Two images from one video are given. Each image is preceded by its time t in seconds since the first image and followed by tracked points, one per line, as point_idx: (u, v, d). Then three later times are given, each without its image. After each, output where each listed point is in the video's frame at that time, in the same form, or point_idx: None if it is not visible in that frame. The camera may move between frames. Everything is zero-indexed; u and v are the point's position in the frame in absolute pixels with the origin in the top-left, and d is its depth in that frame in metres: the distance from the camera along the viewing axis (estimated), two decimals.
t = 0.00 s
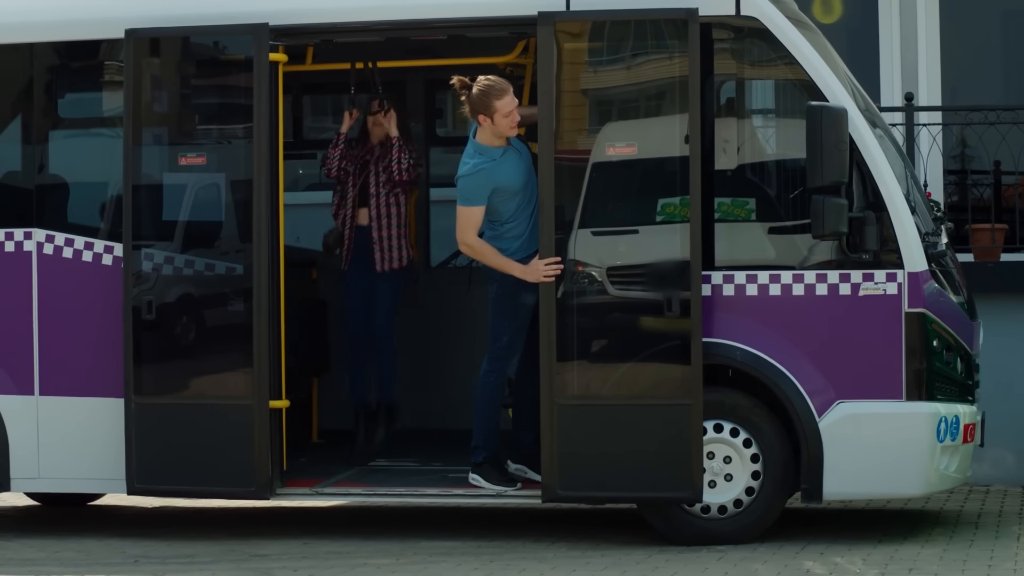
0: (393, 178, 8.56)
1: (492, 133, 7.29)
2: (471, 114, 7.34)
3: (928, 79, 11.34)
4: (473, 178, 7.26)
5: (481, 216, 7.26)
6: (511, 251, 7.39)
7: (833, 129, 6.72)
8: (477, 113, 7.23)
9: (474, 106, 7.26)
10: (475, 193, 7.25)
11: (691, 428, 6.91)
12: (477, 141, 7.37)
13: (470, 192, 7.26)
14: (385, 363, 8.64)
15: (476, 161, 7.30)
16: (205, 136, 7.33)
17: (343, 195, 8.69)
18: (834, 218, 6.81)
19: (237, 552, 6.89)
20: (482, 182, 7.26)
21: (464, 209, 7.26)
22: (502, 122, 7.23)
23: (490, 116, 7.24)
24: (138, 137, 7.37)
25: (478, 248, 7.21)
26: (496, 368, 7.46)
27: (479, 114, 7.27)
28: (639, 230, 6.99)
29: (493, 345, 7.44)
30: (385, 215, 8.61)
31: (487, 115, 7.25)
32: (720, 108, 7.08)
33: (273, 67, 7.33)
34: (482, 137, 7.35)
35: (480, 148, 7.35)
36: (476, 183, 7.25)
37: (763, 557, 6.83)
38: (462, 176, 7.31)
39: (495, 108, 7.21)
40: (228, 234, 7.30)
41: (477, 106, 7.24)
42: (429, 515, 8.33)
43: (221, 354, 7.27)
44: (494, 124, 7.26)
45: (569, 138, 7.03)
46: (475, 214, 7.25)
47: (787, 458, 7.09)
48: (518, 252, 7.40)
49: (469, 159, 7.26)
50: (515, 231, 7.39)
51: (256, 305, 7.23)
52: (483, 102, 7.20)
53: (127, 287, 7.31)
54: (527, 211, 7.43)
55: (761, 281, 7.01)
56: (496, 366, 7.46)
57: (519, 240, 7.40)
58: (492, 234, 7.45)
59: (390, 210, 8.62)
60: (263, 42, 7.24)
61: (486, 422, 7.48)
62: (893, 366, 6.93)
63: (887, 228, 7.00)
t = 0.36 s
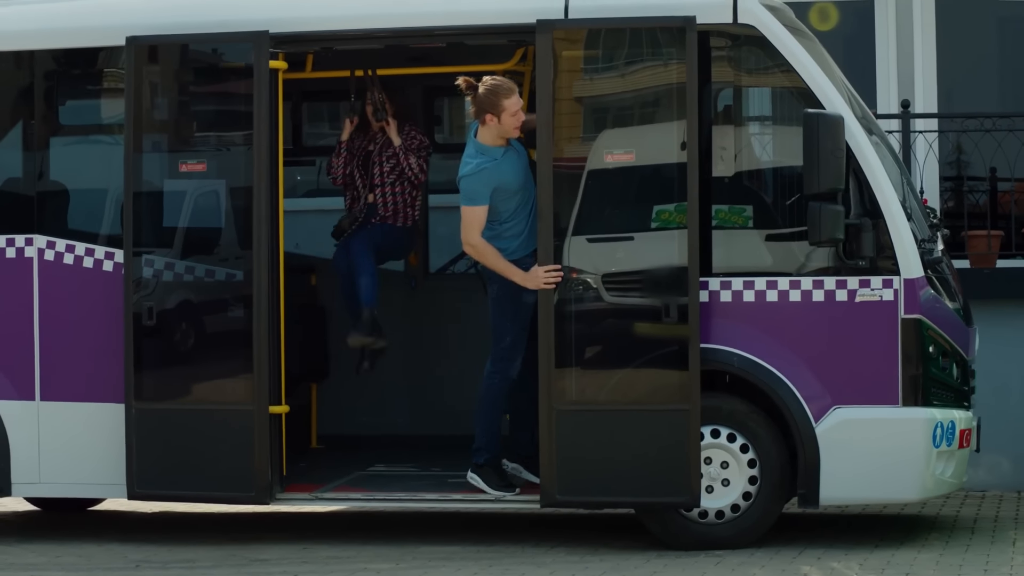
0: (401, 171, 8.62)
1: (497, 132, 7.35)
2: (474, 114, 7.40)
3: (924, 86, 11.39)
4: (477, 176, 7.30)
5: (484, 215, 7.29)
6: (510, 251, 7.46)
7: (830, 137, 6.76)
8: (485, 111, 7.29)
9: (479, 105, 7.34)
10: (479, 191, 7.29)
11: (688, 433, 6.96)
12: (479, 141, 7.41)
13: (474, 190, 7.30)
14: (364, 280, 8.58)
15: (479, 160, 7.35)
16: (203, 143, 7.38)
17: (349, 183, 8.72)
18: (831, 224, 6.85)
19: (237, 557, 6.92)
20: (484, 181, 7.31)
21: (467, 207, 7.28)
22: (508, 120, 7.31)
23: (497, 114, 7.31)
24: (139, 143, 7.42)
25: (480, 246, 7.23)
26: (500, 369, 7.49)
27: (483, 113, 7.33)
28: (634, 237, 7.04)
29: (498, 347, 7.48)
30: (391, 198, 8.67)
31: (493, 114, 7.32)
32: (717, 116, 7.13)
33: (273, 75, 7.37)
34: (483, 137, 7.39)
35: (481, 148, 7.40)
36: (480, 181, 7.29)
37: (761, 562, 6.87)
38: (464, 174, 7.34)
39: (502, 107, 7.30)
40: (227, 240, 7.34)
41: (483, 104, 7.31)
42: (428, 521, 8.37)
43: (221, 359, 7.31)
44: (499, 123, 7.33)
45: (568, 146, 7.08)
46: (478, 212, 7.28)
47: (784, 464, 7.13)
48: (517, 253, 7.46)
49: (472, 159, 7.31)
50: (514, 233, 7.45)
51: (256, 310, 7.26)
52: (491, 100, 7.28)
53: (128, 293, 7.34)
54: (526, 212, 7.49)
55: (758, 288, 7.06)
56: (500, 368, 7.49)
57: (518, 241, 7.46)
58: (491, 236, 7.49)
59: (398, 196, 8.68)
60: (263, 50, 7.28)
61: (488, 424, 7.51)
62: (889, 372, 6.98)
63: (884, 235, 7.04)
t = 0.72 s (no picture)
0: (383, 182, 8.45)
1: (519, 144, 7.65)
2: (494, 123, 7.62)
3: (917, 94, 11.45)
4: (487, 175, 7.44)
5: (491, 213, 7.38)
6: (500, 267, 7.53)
7: (824, 146, 6.82)
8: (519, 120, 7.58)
9: (507, 113, 7.59)
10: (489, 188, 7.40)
11: (683, 440, 7.00)
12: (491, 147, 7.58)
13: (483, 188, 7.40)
14: (344, 267, 8.34)
15: (487, 163, 7.49)
16: (198, 149, 7.43)
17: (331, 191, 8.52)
18: (824, 232, 6.90)
19: (235, 563, 6.95)
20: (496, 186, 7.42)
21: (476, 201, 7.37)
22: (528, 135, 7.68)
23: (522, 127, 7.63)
24: (138, 150, 7.45)
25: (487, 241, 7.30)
26: (503, 388, 7.63)
27: (510, 122, 7.60)
28: (630, 243, 7.09)
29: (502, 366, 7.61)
30: (372, 210, 8.48)
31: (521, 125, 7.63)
32: (711, 124, 7.18)
33: (270, 83, 7.41)
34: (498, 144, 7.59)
35: (492, 156, 7.54)
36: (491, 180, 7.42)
37: (755, 568, 6.91)
38: (473, 174, 7.48)
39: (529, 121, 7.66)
40: (221, 247, 7.38)
41: (513, 111, 7.58)
42: (424, 527, 8.41)
43: (218, 366, 7.34)
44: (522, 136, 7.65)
45: (565, 151, 7.13)
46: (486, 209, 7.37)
47: (778, 470, 7.18)
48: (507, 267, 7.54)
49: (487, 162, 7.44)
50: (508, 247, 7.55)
51: (253, 318, 7.30)
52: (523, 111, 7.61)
53: (126, 300, 7.38)
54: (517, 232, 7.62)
55: (753, 295, 7.11)
56: (503, 387, 7.63)
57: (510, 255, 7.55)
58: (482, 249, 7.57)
59: (380, 205, 8.50)
60: (260, 59, 7.33)
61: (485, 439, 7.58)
62: (882, 379, 7.03)
63: (877, 243, 7.10)
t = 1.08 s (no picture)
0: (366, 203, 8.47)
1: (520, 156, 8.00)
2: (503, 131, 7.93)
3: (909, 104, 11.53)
4: (489, 172, 7.73)
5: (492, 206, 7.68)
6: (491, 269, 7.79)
7: (817, 156, 6.88)
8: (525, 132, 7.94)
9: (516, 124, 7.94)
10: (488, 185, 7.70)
11: (677, 447, 7.05)
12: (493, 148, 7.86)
13: (484, 183, 7.71)
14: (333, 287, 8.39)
15: (490, 162, 7.78)
16: (193, 159, 7.48)
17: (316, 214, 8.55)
18: (818, 241, 6.96)
19: (232, 569, 6.99)
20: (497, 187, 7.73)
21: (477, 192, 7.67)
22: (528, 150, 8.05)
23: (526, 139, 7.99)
24: (136, 158, 7.49)
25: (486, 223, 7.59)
26: (492, 390, 7.74)
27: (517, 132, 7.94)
28: (625, 252, 7.15)
29: (488, 368, 7.72)
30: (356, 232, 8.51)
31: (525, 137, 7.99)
32: (705, 134, 7.24)
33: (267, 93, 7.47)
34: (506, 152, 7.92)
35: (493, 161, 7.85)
36: (492, 178, 7.72)
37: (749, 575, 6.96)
38: (476, 170, 7.77)
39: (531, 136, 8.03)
40: (216, 256, 7.43)
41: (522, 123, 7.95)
42: (419, 534, 8.45)
43: (215, 374, 7.39)
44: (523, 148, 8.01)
45: (561, 160, 7.19)
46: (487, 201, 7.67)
47: (771, 477, 7.23)
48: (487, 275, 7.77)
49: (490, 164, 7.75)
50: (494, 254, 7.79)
51: (250, 326, 7.34)
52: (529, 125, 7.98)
53: (124, 308, 7.42)
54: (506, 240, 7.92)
55: (746, 304, 7.17)
56: (492, 388, 7.74)
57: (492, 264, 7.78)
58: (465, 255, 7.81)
59: (363, 226, 8.52)
60: (258, 69, 7.38)
61: (477, 443, 7.68)
62: (875, 387, 7.09)
63: (870, 251, 7.16)
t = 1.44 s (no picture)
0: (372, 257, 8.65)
1: (507, 152, 8.09)
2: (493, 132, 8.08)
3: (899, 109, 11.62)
4: (489, 171, 7.88)
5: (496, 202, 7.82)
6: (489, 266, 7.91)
7: (808, 161, 6.94)
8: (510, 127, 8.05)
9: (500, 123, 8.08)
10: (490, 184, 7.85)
11: (669, 450, 7.10)
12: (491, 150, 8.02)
13: (485, 182, 7.86)
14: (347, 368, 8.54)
15: (489, 162, 7.93)
16: (187, 164, 7.53)
17: (321, 275, 8.55)
18: (809, 245, 7.02)
19: (227, 571, 7.03)
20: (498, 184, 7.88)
21: (479, 190, 7.84)
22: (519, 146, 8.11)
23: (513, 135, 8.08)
24: (132, 164, 7.55)
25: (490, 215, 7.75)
26: (494, 390, 7.86)
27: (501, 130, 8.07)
28: (616, 257, 7.21)
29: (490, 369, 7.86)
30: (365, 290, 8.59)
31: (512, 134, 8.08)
32: (697, 138, 7.29)
33: (262, 97, 7.52)
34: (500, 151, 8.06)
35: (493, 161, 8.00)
36: (493, 176, 7.86)
37: None
38: (477, 170, 7.92)
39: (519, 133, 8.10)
40: (210, 260, 7.47)
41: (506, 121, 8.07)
42: (413, 535, 8.50)
43: (210, 377, 7.43)
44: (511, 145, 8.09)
45: (554, 167, 7.25)
46: (492, 197, 7.82)
47: (762, 479, 7.29)
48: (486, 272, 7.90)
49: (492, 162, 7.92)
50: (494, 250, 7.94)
51: (246, 329, 7.38)
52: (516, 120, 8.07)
53: (119, 313, 7.46)
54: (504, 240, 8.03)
55: (738, 307, 7.23)
56: (494, 388, 7.86)
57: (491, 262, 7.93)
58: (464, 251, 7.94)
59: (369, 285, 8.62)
60: (253, 74, 7.43)
61: (479, 441, 7.85)
62: (865, 390, 7.15)
63: (860, 255, 7.23)
